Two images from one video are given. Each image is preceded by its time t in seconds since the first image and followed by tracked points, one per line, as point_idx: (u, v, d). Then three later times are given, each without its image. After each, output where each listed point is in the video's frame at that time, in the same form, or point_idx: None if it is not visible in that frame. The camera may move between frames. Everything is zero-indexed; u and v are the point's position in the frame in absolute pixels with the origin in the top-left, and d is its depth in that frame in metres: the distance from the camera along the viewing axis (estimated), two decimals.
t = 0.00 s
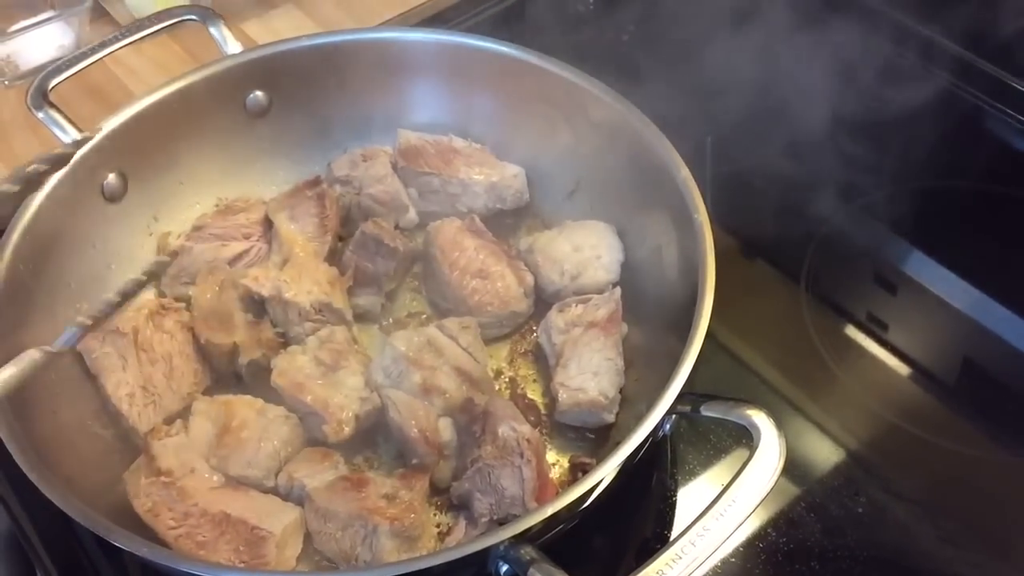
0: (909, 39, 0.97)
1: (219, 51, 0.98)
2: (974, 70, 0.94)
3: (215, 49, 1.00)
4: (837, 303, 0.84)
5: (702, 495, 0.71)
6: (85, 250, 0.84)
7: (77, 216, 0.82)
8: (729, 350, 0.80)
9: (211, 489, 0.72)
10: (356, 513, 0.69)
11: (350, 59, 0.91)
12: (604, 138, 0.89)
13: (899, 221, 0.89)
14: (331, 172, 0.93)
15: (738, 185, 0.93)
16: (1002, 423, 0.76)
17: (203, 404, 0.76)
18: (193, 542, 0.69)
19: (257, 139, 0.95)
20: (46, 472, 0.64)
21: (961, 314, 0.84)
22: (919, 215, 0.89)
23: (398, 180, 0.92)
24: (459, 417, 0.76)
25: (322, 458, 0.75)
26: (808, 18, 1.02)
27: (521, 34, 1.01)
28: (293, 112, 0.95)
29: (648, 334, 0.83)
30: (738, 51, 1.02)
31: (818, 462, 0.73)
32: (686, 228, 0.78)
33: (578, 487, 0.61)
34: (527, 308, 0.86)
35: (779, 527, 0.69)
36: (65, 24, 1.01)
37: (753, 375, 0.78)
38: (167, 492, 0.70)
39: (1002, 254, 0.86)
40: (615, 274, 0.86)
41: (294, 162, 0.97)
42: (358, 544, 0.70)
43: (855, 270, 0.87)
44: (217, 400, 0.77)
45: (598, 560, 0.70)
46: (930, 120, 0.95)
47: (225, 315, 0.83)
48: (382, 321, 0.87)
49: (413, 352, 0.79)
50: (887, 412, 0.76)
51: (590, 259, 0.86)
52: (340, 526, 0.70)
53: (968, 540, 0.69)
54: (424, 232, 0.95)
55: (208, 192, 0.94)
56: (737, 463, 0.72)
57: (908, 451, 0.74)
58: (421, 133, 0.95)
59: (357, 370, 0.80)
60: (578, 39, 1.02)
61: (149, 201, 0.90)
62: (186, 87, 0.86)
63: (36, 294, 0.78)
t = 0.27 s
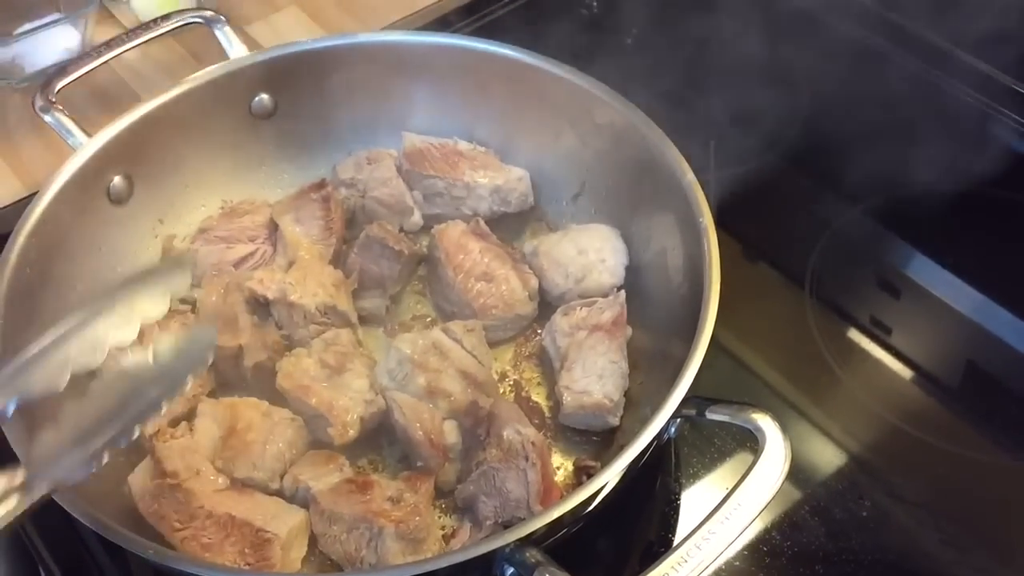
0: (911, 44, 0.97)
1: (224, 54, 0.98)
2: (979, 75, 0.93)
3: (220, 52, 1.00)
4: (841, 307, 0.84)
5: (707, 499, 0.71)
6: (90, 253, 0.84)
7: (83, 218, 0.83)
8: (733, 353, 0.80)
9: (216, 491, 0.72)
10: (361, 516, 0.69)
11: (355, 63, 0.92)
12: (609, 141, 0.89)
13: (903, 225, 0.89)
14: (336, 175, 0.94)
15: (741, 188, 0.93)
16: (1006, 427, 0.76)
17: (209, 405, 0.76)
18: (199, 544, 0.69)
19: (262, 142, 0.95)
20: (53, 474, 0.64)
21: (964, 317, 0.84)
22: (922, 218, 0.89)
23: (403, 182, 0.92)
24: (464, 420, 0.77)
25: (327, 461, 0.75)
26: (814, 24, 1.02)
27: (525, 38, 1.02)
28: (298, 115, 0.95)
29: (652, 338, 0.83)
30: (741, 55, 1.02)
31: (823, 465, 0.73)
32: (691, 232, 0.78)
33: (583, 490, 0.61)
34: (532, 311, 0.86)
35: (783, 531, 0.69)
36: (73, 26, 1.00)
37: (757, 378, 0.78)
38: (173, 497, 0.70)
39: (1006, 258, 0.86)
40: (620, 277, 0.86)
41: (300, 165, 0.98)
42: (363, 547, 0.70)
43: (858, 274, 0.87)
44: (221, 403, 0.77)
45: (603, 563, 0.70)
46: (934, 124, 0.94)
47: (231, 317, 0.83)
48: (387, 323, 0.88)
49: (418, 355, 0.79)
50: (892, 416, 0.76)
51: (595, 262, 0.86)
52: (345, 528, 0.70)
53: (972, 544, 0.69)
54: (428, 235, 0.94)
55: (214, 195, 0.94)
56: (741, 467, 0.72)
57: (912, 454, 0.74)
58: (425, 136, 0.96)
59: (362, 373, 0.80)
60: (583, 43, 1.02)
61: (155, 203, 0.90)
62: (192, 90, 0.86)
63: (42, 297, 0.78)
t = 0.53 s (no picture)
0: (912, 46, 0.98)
1: (225, 55, 0.98)
2: (978, 76, 0.94)
3: (221, 53, 1.00)
4: (841, 308, 0.84)
5: (707, 500, 0.71)
6: (91, 254, 0.84)
7: (84, 219, 0.83)
8: (733, 354, 0.80)
9: (216, 491, 0.72)
10: (361, 517, 0.69)
11: (356, 64, 0.92)
12: (609, 143, 0.89)
13: (904, 226, 0.89)
14: (337, 176, 0.94)
15: (742, 189, 0.93)
16: (1006, 429, 0.76)
17: (209, 406, 0.77)
18: (198, 545, 0.68)
19: (263, 143, 0.95)
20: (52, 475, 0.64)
21: (965, 319, 0.84)
22: (923, 220, 0.89)
23: (404, 183, 0.92)
24: (464, 421, 0.77)
25: (328, 461, 0.75)
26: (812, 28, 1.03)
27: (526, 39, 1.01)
28: (299, 117, 0.95)
29: (653, 339, 0.83)
30: (742, 57, 1.02)
31: (824, 467, 0.73)
32: (692, 233, 0.78)
33: (583, 492, 0.61)
34: (532, 312, 0.86)
35: (784, 532, 0.69)
36: (71, 28, 1.00)
37: (757, 379, 0.78)
38: (173, 496, 0.70)
39: (1006, 260, 0.86)
40: (621, 279, 0.86)
41: (300, 167, 0.98)
42: (363, 548, 0.70)
43: (859, 275, 0.87)
44: (221, 403, 0.77)
45: (602, 565, 0.70)
46: (933, 127, 0.95)
47: (231, 318, 0.83)
48: (387, 324, 0.88)
49: (419, 356, 0.79)
50: (893, 418, 0.76)
51: (595, 263, 0.86)
52: (345, 529, 0.70)
53: (973, 546, 0.69)
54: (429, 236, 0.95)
55: (214, 196, 0.94)
56: (742, 468, 0.72)
57: (913, 456, 0.74)
58: (426, 137, 0.96)
59: (362, 374, 0.80)
60: (584, 44, 1.02)
61: (155, 204, 0.90)
62: (192, 91, 0.86)
63: (43, 297, 0.78)
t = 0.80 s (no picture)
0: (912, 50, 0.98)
1: (227, 57, 0.99)
2: (977, 78, 0.95)
3: (222, 55, 1.00)
4: (842, 310, 0.84)
5: (707, 501, 0.71)
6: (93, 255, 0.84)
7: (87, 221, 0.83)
8: (733, 355, 0.80)
9: (218, 492, 0.72)
10: (362, 517, 0.70)
11: (357, 66, 0.92)
12: (610, 145, 0.89)
13: (905, 228, 0.90)
14: (338, 178, 0.94)
15: (742, 191, 0.93)
16: (1006, 430, 0.77)
17: (211, 407, 0.77)
18: (200, 545, 0.68)
19: (264, 145, 0.95)
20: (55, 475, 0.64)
21: (966, 321, 0.84)
22: (924, 222, 0.90)
23: (405, 185, 0.93)
24: (465, 422, 0.77)
25: (329, 462, 0.75)
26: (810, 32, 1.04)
27: (527, 41, 1.02)
28: (301, 119, 0.95)
29: (653, 340, 0.83)
30: (743, 59, 1.03)
31: (825, 469, 0.73)
32: (692, 235, 0.78)
33: (583, 492, 0.61)
34: (533, 313, 0.86)
35: (784, 533, 0.69)
36: (74, 31, 1.01)
37: (757, 381, 0.78)
38: (175, 497, 0.70)
39: (1007, 262, 0.87)
40: (621, 280, 0.86)
41: (302, 168, 0.98)
42: (363, 548, 0.70)
43: (860, 277, 0.87)
44: (223, 404, 0.77)
45: (603, 566, 0.70)
46: (933, 128, 0.96)
47: (233, 319, 0.83)
48: (388, 326, 0.88)
49: (420, 357, 0.79)
50: (894, 420, 0.76)
51: (596, 265, 0.86)
52: (346, 530, 0.70)
53: (973, 547, 0.69)
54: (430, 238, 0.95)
55: (216, 198, 0.94)
56: (742, 469, 0.72)
57: (913, 458, 0.74)
58: (427, 139, 0.96)
59: (363, 375, 0.80)
60: (586, 47, 1.03)
61: (157, 205, 0.90)
62: (195, 93, 0.87)
63: (46, 298, 0.78)
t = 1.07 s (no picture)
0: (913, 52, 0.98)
1: (230, 58, 0.99)
2: (977, 80, 0.95)
3: (225, 56, 1.00)
4: (843, 311, 0.85)
5: (708, 501, 0.71)
6: (97, 256, 0.85)
7: (90, 222, 0.83)
8: (735, 356, 0.80)
9: (221, 492, 0.72)
10: (365, 517, 0.70)
11: (360, 68, 0.92)
12: (611, 146, 0.89)
13: (906, 229, 0.90)
14: (341, 179, 0.94)
15: (744, 192, 0.93)
16: (1006, 431, 0.77)
17: (214, 408, 0.77)
18: (203, 545, 0.69)
19: (267, 146, 0.96)
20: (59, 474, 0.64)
21: (967, 322, 0.84)
22: (925, 224, 0.90)
23: (407, 187, 0.93)
24: (467, 422, 0.77)
25: (331, 462, 0.75)
26: (811, 34, 1.04)
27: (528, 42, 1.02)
28: (303, 120, 0.96)
29: (655, 341, 0.83)
30: (744, 60, 1.03)
31: (826, 469, 0.73)
32: (693, 236, 0.79)
33: (585, 492, 0.61)
34: (535, 314, 0.86)
35: (785, 533, 0.69)
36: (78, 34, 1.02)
37: (758, 381, 0.79)
38: (178, 496, 0.71)
39: (1008, 264, 0.87)
40: (623, 281, 0.87)
41: (304, 170, 0.98)
42: (366, 548, 0.70)
43: (861, 278, 0.87)
44: (226, 404, 0.78)
45: (604, 566, 0.70)
46: (934, 130, 0.96)
47: (235, 319, 0.83)
48: (391, 327, 0.88)
49: (421, 358, 0.79)
50: (895, 421, 0.77)
51: (598, 266, 0.86)
52: (349, 530, 0.70)
53: (974, 547, 0.69)
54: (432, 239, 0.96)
55: (219, 199, 0.95)
56: (743, 470, 0.72)
57: (913, 458, 0.74)
58: (429, 141, 0.96)
59: (365, 376, 0.81)
60: (588, 49, 1.03)
61: (160, 206, 0.91)
62: (198, 95, 0.87)
63: (50, 298, 0.79)
